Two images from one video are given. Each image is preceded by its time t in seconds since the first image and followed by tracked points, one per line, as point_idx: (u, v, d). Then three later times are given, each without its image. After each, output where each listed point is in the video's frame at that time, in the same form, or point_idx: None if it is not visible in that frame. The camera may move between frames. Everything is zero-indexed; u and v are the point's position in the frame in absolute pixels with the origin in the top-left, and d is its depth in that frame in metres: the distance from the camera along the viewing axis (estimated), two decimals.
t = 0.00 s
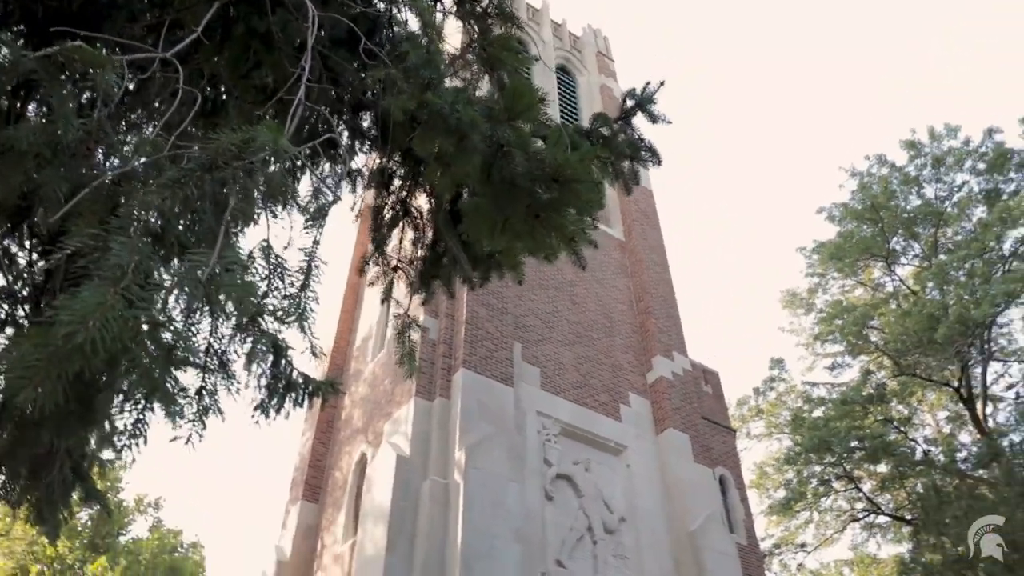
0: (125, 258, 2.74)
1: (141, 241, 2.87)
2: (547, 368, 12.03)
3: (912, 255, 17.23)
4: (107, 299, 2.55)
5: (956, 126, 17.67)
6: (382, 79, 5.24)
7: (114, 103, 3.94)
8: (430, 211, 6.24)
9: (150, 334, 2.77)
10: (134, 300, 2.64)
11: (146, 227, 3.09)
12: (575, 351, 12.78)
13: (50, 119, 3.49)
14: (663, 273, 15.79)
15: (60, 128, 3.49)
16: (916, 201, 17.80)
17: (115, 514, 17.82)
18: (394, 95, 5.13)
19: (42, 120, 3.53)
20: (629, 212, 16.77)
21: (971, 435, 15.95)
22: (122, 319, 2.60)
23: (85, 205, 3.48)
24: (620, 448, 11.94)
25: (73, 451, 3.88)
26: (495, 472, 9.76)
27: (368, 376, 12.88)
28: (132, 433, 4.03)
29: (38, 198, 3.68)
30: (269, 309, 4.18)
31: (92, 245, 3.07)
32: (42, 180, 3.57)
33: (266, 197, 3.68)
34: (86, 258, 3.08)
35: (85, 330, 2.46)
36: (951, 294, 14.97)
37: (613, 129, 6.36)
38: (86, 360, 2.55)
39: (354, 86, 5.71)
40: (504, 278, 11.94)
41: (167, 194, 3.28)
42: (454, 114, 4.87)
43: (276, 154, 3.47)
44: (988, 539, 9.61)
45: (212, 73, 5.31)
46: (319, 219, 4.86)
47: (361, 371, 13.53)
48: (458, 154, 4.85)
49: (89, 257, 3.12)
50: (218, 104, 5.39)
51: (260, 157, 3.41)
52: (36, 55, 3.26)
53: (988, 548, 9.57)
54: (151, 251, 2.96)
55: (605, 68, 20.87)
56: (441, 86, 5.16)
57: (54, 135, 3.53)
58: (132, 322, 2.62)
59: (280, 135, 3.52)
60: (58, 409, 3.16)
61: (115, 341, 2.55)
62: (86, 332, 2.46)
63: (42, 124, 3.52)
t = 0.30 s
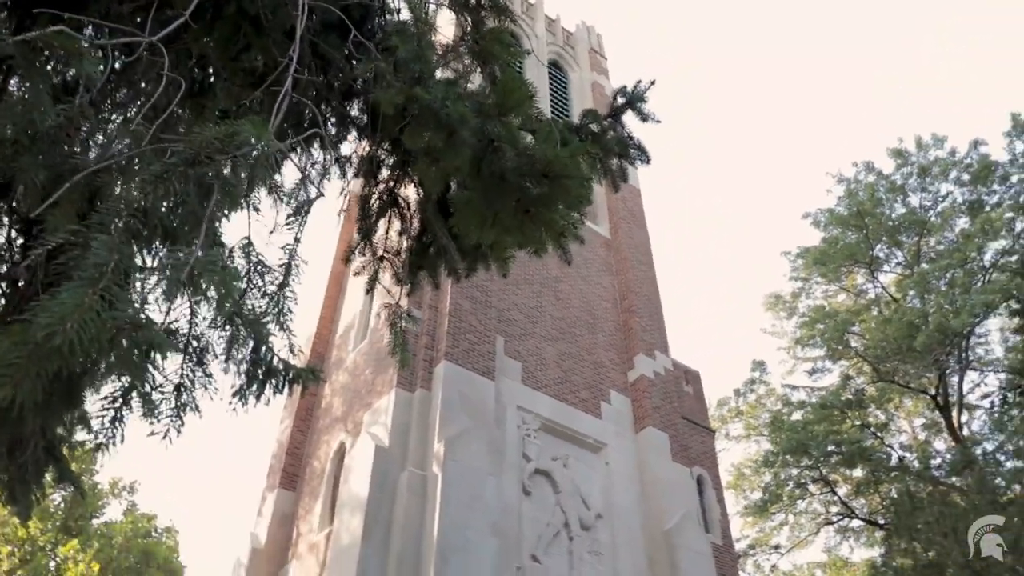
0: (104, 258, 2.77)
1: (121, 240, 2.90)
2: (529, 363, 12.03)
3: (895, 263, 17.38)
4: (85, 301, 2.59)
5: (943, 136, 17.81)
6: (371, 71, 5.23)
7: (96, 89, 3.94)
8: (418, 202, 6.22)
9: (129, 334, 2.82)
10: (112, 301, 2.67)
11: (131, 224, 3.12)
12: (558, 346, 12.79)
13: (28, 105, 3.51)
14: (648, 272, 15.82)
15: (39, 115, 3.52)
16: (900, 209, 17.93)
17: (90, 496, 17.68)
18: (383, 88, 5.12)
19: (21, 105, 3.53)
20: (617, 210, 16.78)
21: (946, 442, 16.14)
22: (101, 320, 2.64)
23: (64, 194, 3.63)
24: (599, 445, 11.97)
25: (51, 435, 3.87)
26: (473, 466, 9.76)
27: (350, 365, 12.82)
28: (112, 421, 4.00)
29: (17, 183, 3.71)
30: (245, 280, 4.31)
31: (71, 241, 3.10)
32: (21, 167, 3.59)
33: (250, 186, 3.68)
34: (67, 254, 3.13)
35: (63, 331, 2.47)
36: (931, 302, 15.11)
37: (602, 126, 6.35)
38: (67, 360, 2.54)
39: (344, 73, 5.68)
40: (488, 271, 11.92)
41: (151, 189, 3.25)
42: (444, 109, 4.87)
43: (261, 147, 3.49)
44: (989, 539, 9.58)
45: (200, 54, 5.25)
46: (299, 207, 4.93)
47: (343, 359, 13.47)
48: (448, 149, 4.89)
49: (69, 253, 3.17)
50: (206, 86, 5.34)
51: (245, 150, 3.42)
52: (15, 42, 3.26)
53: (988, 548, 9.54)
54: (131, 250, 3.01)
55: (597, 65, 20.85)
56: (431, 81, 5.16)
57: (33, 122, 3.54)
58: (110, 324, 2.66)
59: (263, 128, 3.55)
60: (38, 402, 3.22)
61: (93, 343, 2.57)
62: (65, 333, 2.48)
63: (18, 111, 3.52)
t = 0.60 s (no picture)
0: (92, 261, 2.84)
1: (109, 242, 2.95)
2: (515, 357, 12.01)
3: (881, 266, 17.48)
4: (72, 306, 2.67)
5: (932, 142, 17.90)
6: (363, 64, 5.20)
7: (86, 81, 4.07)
8: (408, 193, 6.17)
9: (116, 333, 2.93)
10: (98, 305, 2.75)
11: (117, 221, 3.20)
12: (544, 341, 12.77)
13: (19, 105, 3.64)
14: (636, 269, 15.83)
15: (31, 111, 3.65)
16: (889, 213, 18.01)
17: (68, 480, 17.54)
18: (375, 80, 5.06)
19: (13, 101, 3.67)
20: (606, 205, 16.77)
21: (926, 445, 16.27)
22: (87, 324, 2.72)
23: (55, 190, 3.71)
24: (582, 441, 11.97)
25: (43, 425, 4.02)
26: (456, 458, 9.73)
27: (334, 354, 12.76)
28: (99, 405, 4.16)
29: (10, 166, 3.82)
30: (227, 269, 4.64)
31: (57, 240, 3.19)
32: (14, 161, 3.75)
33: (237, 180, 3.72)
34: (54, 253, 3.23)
35: (50, 337, 2.58)
36: (916, 306, 15.21)
37: (596, 119, 6.33)
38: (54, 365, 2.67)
39: (336, 62, 5.63)
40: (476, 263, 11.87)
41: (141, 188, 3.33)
42: (438, 101, 4.85)
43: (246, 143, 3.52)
44: (988, 539, 9.39)
45: (191, 38, 5.17)
46: (289, 199, 4.99)
47: (328, 348, 13.40)
48: (443, 142, 4.82)
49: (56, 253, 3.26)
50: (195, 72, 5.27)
51: (232, 149, 3.48)
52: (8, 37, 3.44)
53: (988, 548, 9.35)
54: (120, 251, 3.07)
55: (591, 59, 20.81)
56: (425, 74, 5.13)
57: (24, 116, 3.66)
58: (96, 328, 2.74)
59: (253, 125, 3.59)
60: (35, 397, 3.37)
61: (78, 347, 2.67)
62: (51, 339, 2.58)
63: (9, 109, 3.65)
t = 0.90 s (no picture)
0: (80, 239, 3.14)
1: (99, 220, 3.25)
2: (502, 348, 12.00)
3: (869, 266, 17.55)
4: (61, 281, 2.96)
5: (923, 143, 17.96)
6: (353, 48, 5.16)
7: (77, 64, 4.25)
8: (397, 179, 6.13)
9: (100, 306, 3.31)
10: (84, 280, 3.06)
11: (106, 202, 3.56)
12: (531, 334, 12.76)
13: (13, 86, 3.76)
14: (625, 263, 15.84)
15: (24, 92, 3.77)
16: (877, 213, 18.08)
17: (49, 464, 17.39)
18: (366, 64, 5.02)
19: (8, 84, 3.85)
20: (597, 198, 16.74)
21: (909, 444, 16.39)
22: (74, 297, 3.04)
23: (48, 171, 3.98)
24: (568, 434, 11.98)
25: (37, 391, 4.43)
26: (441, 449, 9.72)
27: (321, 342, 12.71)
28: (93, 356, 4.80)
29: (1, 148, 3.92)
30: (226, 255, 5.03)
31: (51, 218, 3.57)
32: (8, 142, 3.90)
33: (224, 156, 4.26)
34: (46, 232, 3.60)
35: (39, 309, 2.89)
36: (902, 306, 15.28)
37: (588, 109, 6.32)
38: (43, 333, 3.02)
39: (328, 48, 5.59)
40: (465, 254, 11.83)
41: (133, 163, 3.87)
42: (427, 87, 4.83)
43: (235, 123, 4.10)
44: (987, 538, 9.31)
45: (180, 21, 5.12)
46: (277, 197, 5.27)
47: (315, 336, 13.34)
48: (432, 126, 4.82)
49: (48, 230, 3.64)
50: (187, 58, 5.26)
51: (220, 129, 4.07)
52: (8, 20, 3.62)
53: (988, 548, 9.25)
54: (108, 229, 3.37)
55: (584, 52, 20.77)
56: (416, 59, 5.09)
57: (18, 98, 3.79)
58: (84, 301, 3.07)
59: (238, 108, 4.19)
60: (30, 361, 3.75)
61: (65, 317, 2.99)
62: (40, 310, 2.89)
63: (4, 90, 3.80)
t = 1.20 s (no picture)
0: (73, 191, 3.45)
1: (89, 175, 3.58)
2: (491, 337, 11.99)
3: (859, 261, 17.62)
4: (57, 229, 3.28)
5: (915, 140, 18.01)
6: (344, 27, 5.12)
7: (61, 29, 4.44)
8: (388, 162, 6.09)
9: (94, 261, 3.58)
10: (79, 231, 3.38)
11: (96, 160, 3.80)
12: (520, 323, 12.74)
13: None
14: (616, 254, 15.84)
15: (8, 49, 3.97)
16: (868, 209, 18.12)
17: (34, 447, 17.32)
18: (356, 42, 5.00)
19: None
20: (589, 188, 16.71)
21: (894, 439, 16.53)
22: (69, 246, 3.35)
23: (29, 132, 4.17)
24: (556, 423, 11.99)
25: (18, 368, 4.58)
26: (428, 437, 9.71)
27: (310, 328, 12.66)
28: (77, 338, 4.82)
29: None
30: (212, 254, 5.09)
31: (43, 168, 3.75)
32: None
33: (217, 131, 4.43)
34: (33, 181, 3.78)
35: (35, 255, 3.18)
36: (891, 302, 15.34)
37: (582, 96, 6.31)
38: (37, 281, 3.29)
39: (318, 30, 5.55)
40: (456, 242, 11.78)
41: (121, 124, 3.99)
42: (417, 67, 4.83)
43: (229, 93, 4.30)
44: (988, 539, 9.47)
45: None
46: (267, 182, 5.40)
47: (303, 322, 13.29)
48: (419, 107, 4.93)
49: (34, 181, 3.80)
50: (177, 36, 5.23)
51: (214, 94, 4.24)
52: None
53: (989, 548, 9.44)
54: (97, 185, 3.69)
55: (579, 42, 20.72)
56: (405, 39, 5.06)
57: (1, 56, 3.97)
58: (79, 250, 3.39)
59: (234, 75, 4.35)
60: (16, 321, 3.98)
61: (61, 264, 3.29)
62: (38, 257, 3.19)
63: None
